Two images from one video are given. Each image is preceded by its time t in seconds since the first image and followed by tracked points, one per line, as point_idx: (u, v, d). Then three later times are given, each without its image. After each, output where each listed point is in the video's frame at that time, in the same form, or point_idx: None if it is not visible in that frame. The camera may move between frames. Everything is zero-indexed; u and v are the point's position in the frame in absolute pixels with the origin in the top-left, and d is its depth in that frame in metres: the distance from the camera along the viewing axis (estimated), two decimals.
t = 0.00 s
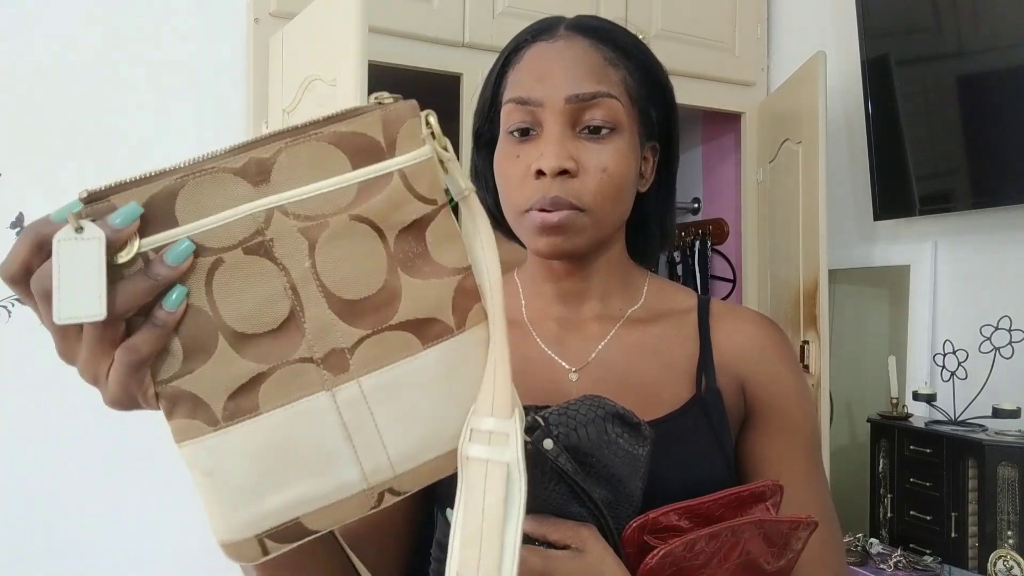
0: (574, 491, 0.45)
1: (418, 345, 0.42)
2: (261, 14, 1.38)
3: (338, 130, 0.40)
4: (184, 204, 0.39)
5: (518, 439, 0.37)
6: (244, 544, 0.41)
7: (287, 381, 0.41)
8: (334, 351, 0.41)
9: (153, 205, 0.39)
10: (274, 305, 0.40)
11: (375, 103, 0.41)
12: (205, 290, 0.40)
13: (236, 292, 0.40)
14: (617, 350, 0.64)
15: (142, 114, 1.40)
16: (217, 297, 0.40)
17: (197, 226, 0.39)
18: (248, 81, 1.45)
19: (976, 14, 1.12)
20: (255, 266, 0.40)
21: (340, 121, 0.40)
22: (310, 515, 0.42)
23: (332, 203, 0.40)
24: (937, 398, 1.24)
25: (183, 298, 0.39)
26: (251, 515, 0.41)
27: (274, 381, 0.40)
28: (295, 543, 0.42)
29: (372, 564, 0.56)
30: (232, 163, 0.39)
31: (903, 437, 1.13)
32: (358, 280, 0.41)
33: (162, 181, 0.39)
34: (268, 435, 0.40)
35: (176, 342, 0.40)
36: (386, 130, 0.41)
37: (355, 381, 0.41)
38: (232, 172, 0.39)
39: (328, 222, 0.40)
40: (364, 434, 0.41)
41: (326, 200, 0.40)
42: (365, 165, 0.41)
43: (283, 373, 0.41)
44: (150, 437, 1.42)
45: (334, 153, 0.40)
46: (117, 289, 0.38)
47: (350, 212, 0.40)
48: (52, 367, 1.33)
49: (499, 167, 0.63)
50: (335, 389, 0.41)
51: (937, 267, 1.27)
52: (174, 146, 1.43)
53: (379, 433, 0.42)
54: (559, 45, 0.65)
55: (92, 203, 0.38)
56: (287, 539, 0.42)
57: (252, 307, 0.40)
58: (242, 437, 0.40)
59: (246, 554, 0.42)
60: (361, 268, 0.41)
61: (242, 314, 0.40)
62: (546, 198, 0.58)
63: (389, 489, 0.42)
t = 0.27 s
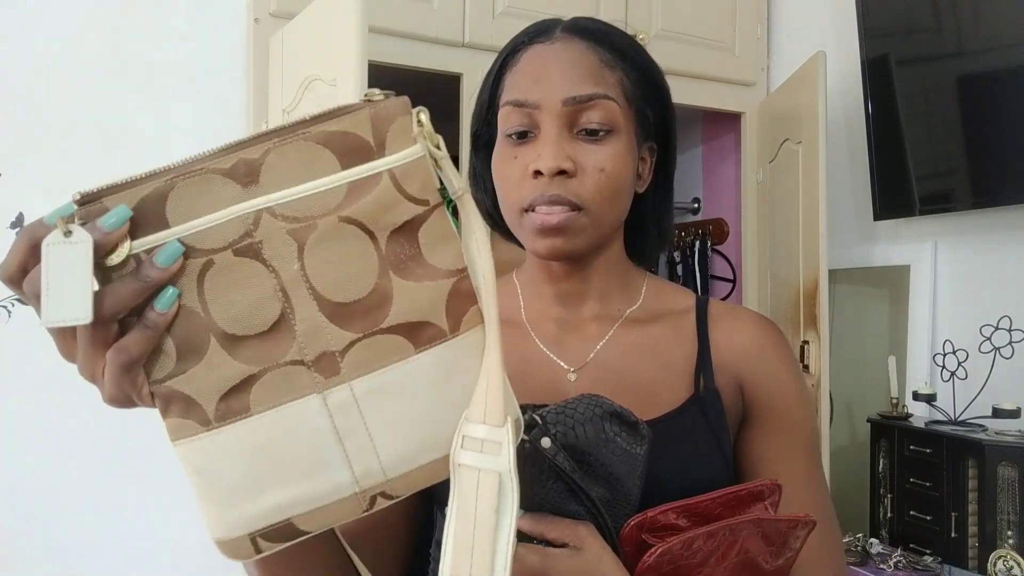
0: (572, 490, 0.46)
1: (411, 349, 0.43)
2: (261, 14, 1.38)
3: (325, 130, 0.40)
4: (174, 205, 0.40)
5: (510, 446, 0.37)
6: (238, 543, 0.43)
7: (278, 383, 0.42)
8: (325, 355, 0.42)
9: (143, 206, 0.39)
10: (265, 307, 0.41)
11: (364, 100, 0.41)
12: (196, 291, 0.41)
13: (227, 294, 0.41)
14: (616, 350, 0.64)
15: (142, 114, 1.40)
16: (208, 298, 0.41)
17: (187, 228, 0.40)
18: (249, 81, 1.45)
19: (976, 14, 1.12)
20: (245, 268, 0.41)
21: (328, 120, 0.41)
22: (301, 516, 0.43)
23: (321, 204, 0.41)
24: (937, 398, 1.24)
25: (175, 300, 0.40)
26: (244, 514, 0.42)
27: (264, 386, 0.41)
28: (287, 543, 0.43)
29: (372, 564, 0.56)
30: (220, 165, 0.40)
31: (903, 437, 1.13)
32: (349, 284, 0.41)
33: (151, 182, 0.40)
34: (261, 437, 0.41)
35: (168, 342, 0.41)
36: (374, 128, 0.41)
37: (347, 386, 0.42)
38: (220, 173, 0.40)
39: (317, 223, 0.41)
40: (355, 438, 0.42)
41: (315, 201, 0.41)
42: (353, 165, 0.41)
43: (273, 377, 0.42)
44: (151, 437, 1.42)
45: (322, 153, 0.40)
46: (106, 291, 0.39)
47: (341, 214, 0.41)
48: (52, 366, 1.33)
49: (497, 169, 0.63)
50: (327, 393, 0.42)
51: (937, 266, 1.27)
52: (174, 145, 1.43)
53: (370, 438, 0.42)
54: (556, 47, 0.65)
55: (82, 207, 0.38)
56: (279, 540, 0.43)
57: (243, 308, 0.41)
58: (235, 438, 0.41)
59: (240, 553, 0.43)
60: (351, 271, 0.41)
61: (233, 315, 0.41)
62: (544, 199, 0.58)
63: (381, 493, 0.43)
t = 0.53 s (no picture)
0: (570, 490, 0.46)
1: (394, 359, 0.43)
2: (260, 14, 1.38)
3: (309, 133, 0.42)
4: (164, 206, 0.42)
5: (498, 466, 0.37)
6: (219, 543, 0.44)
7: (261, 389, 0.43)
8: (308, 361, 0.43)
9: (135, 206, 0.42)
10: (249, 309, 0.43)
11: (350, 103, 0.43)
12: (185, 291, 0.42)
13: (213, 297, 0.42)
14: (613, 350, 0.64)
15: (142, 115, 1.41)
16: (196, 298, 0.43)
17: (176, 230, 0.42)
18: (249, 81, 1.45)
19: (976, 14, 1.12)
20: (230, 270, 0.42)
21: (311, 123, 0.42)
22: (282, 522, 0.44)
23: (303, 207, 0.42)
24: (937, 398, 1.24)
25: (164, 300, 0.42)
26: (228, 516, 0.43)
27: (246, 392, 0.43)
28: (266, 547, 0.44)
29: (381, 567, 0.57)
30: (208, 168, 0.42)
31: (903, 437, 1.13)
32: (331, 288, 0.42)
33: (141, 185, 0.42)
34: (242, 441, 0.43)
35: (158, 341, 0.43)
36: (358, 131, 0.42)
37: (328, 395, 0.43)
38: (207, 176, 0.42)
39: (300, 227, 0.42)
40: (335, 448, 0.43)
41: (297, 204, 0.42)
42: (336, 168, 0.42)
43: (255, 382, 0.43)
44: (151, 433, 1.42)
45: (306, 155, 0.42)
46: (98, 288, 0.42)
47: (325, 218, 0.42)
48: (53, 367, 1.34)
49: (494, 169, 0.63)
50: (308, 401, 0.43)
51: (937, 266, 1.27)
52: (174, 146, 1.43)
53: (351, 448, 0.43)
54: (552, 46, 0.65)
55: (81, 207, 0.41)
56: (259, 543, 0.44)
57: (228, 311, 0.43)
58: (217, 439, 0.43)
59: (222, 552, 0.44)
60: (334, 276, 0.42)
61: (219, 316, 0.43)
62: (541, 198, 0.58)
63: (362, 506, 0.44)
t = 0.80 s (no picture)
0: (569, 488, 0.46)
1: (383, 379, 0.42)
2: (260, 14, 1.38)
3: (312, 143, 0.42)
4: (170, 207, 0.43)
5: (493, 494, 0.36)
6: (203, 545, 0.45)
7: (251, 395, 0.43)
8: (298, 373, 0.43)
9: (144, 205, 0.43)
10: (246, 316, 0.43)
11: (356, 115, 0.42)
12: (187, 293, 0.43)
13: (212, 301, 0.43)
14: (612, 350, 0.64)
15: (142, 116, 1.41)
16: (196, 300, 0.43)
17: (180, 231, 0.43)
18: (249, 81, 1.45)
19: (976, 14, 1.12)
20: (229, 277, 0.43)
21: (315, 133, 0.42)
22: (264, 531, 0.44)
23: (302, 219, 0.42)
24: (937, 398, 1.24)
25: (164, 300, 0.43)
26: (213, 518, 0.44)
27: (236, 398, 0.43)
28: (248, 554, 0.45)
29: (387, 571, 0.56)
30: (214, 172, 0.42)
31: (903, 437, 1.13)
32: (325, 302, 0.42)
33: (150, 184, 0.43)
34: (228, 445, 0.43)
35: (156, 340, 0.44)
36: (361, 145, 0.42)
37: (314, 407, 0.42)
38: (212, 180, 0.42)
39: (297, 239, 0.42)
40: (319, 462, 0.43)
41: (296, 215, 0.42)
42: (337, 180, 0.42)
43: (243, 389, 0.43)
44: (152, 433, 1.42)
45: (308, 165, 0.42)
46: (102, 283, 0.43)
47: (322, 230, 0.42)
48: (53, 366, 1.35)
49: (493, 169, 0.63)
50: (296, 412, 0.43)
51: (937, 266, 1.27)
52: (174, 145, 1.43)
53: (335, 464, 0.43)
54: (550, 46, 0.65)
55: (92, 203, 0.43)
56: (241, 550, 0.44)
57: (226, 316, 0.43)
58: (206, 442, 0.43)
59: (205, 554, 0.45)
60: (329, 289, 0.42)
61: (217, 320, 0.43)
62: (541, 198, 0.58)
63: (344, 522, 0.43)
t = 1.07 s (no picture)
0: (568, 486, 0.46)
1: (366, 397, 0.42)
2: (261, 14, 1.38)
3: (319, 150, 0.42)
4: (183, 201, 0.44)
5: (487, 527, 0.36)
6: (179, 540, 0.46)
7: (239, 397, 0.44)
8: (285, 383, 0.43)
9: (157, 195, 0.45)
10: (242, 318, 0.44)
11: (365, 126, 0.42)
12: (189, 288, 0.44)
13: (210, 299, 0.44)
14: (611, 349, 0.64)
15: (142, 116, 1.41)
16: (196, 295, 0.44)
17: (188, 226, 0.44)
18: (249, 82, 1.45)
19: (977, 14, 1.12)
20: (229, 276, 0.44)
21: (323, 141, 0.42)
22: (236, 536, 0.44)
23: (303, 225, 0.42)
24: (937, 398, 1.24)
25: (168, 292, 0.44)
26: (191, 515, 0.45)
27: (223, 399, 0.44)
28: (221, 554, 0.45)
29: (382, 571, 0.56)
30: (225, 170, 0.44)
31: (903, 437, 1.13)
32: (318, 311, 0.42)
33: (165, 176, 0.45)
34: (213, 445, 0.44)
35: (157, 330, 0.45)
36: (366, 156, 0.42)
37: (296, 419, 0.43)
38: (221, 178, 0.44)
39: (296, 245, 0.42)
40: (294, 475, 0.43)
41: (298, 220, 0.42)
42: (342, 191, 0.42)
43: (232, 391, 0.44)
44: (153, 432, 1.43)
45: (312, 171, 0.42)
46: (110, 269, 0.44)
47: (321, 238, 0.42)
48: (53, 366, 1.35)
49: (493, 169, 0.63)
50: (277, 420, 0.43)
51: (937, 266, 1.27)
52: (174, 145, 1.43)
53: (310, 477, 0.43)
54: (551, 47, 0.65)
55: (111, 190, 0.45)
56: (214, 549, 0.45)
57: (223, 316, 0.44)
58: (192, 437, 0.45)
59: (181, 550, 0.46)
60: (322, 299, 0.42)
61: (214, 319, 0.44)
62: (541, 199, 0.58)
63: (314, 539, 0.43)
